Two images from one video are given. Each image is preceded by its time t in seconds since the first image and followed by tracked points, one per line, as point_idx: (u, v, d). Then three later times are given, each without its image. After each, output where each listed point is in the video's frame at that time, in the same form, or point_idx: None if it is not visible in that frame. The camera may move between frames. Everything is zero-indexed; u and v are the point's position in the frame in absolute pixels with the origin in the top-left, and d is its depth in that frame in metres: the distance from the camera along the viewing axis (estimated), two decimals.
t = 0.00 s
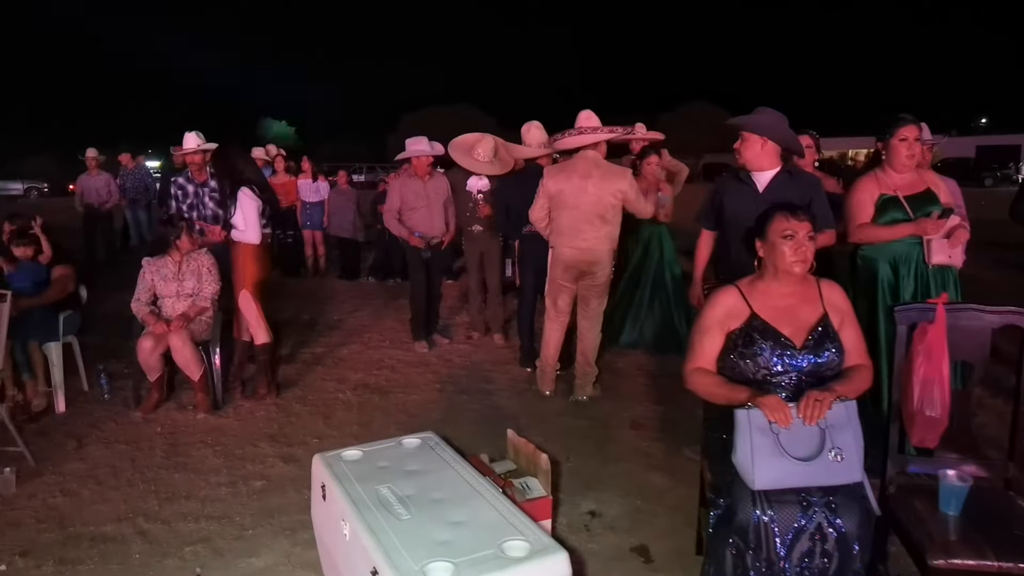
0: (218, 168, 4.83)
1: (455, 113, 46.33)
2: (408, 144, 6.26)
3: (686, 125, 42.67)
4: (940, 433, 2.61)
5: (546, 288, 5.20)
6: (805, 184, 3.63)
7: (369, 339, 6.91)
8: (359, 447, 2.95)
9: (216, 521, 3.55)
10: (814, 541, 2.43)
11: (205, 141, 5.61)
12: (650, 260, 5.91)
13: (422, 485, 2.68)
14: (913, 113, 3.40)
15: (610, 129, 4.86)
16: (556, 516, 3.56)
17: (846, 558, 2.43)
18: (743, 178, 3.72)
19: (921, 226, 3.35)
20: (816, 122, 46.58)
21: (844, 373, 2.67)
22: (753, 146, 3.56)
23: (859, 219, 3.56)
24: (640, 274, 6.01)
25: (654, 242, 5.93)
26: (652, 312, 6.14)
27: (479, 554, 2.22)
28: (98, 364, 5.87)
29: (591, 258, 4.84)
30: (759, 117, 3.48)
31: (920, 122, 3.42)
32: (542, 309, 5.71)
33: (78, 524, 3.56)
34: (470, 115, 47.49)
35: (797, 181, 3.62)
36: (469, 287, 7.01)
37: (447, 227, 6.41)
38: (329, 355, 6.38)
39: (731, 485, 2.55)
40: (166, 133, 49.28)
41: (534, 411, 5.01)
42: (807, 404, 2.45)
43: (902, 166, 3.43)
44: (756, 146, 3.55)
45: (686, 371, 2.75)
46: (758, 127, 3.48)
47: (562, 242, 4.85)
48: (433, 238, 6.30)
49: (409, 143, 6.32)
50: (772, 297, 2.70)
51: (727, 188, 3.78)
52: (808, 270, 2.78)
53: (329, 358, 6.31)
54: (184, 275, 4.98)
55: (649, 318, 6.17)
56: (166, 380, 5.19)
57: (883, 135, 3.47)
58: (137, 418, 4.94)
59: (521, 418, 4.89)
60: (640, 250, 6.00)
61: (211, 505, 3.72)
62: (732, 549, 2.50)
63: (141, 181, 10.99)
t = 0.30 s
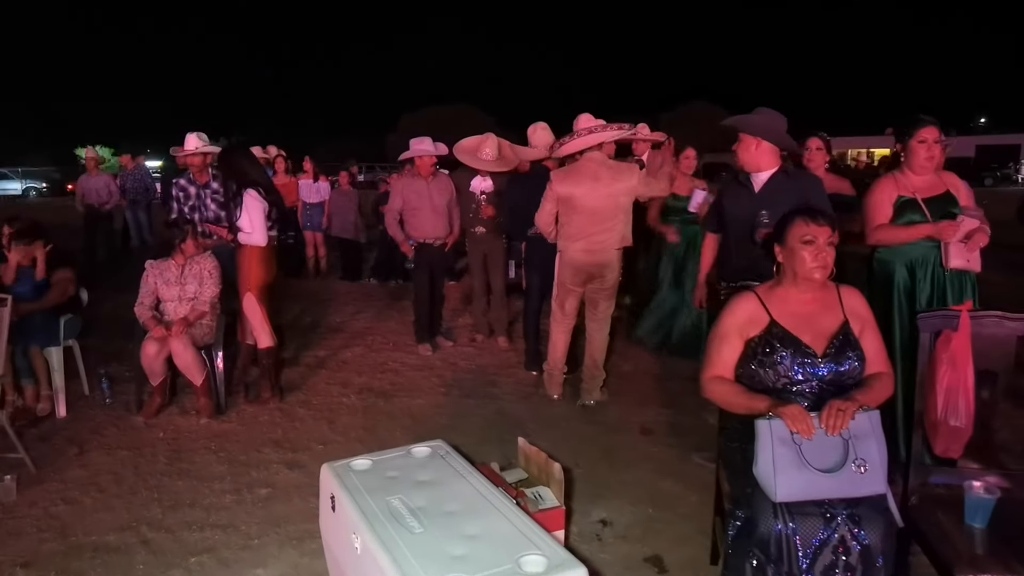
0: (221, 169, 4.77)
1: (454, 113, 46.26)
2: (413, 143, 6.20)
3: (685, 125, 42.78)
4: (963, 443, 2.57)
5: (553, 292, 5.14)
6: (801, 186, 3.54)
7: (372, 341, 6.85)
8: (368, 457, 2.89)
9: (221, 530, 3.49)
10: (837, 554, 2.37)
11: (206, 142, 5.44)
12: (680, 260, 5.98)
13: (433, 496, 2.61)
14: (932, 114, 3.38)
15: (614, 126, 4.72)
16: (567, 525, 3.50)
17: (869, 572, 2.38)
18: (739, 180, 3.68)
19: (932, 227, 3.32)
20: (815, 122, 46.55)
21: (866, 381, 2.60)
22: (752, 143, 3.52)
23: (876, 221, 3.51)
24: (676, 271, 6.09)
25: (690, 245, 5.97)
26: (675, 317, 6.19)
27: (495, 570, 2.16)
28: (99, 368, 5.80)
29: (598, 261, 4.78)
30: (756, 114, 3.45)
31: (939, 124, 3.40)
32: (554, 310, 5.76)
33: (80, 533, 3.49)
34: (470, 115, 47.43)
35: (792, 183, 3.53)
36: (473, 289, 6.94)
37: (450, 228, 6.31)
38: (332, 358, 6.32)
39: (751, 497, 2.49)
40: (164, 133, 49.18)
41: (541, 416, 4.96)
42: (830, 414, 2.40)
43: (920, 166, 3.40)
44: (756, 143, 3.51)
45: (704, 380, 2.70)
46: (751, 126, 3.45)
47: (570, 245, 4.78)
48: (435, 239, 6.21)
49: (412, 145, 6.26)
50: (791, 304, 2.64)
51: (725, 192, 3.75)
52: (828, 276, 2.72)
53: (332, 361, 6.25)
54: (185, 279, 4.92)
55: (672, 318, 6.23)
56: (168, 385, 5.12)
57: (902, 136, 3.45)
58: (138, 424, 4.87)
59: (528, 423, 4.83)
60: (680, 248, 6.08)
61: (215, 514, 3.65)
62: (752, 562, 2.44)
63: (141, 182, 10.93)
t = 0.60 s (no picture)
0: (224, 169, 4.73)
1: (453, 113, 46.18)
2: (416, 143, 6.15)
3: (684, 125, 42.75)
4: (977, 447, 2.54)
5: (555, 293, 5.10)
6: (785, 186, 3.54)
7: (373, 343, 6.81)
8: (373, 461, 2.85)
9: (224, 535, 3.45)
10: (850, 560, 2.34)
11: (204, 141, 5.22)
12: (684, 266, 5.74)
13: (440, 501, 2.57)
14: (945, 114, 3.35)
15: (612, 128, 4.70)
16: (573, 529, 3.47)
17: None
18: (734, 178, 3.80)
19: (944, 222, 3.31)
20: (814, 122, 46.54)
21: (878, 384, 2.57)
22: (745, 143, 3.55)
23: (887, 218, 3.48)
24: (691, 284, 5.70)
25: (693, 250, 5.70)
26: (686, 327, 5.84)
27: None
28: (98, 370, 5.76)
29: (601, 263, 4.75)
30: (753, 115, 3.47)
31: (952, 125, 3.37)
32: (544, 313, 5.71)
33: (81, 538, 3.46)
34: (469, 114, 47.35)
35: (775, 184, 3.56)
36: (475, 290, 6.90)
37: (451, 229, 6.29)
38: (334, 360, 6.28)
39: (763, 501, 2.46)
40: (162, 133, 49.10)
41: (544, 418, 4.92)
42: (843, 418, 2.37)
43: (932, 167, 3.36)
44: (748, 144, 3.54)
45: (714, 383, 2.66)
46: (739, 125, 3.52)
47: (574, 247, 4.74)
48: (436, 240, 6.18)
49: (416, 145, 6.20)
50: (803, 306, 2.61)
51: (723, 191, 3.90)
52: (838, 278, 2.69)
53: (333, 362, 6.21)
54: (185, 281, 4.89)
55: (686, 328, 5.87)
56: (169, 387, 5.08)
57: (913, 135, 3.42)
58: (139, 426, 4.83)
59: (531, 425, 4.80)
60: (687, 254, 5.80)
61: (218, 518, 3.61)
62: (764, 568, 2.41)
63: (140, 182, 10.89)
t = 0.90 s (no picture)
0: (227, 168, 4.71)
1: (451, 113, 46.12)
2: (416, 141, 6.13)
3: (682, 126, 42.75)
4: (989, 449, 2.52)
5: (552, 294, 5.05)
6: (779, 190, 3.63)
7: (374, 344, 6.78)
8: (379, 464, 2.82)
9: (226, 538, 3.43)
10: (863, 563, 2.32)
11: (202, 142, 5.14)
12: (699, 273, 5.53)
13: (448, 505, 2.55)
14: (954, 114, 3.35)
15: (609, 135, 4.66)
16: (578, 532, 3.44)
17: None
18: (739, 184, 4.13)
19: (954, 219, 3.28)
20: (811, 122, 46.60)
21: (889, 386, 2.55)
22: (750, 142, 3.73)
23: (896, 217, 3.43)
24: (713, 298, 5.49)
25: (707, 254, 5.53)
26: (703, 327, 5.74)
27: None
28: (97, 372, 5.72)
29: (604, 264, 4.72)
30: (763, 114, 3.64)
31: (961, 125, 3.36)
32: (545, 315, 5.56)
33: (82, 542, 3.42)
34: (467, 115, 47.31)
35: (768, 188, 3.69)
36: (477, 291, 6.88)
37: (450, 229, 6.26)
38: (334, 361, 6.26)
39: (774, 504, 2.45)
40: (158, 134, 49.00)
41: (547, 419, 4.90)
42: (855, 420, 2.34)
43: (940, 167, 3.36)
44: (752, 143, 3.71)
45: (723, 385, 2.64)
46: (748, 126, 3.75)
47: (575, 248, 4.71)
48: (436, 240, 6.15)
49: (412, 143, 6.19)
50: (812, 306, 2.59)
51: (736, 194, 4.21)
52: (848, 279, 2.67)
53: (334, 363, 6.18)
54: (184, 282, 4.85)
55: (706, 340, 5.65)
56: (169, 389, 5.05)
57: (921, 135, 3.41)
58: (139, 428, 4.80)
59: (535, 427, 4.77)
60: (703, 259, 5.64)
61: (220, 521, 3.58)
62: (775, 571, 2.39)
63: (138, 182, 10.84)
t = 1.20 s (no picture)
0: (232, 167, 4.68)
1: (449, 113, 46.07)
2: (417, 139, 6.08)
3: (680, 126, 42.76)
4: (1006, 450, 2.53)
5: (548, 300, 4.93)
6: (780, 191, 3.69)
7: (377, 344, 6.75)
8: (390, 466, 2.79)
9: (233, 541, 3.40)
10: (882, 566, 2.30)
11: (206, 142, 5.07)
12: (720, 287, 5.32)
13: (461, 508, 2.52)
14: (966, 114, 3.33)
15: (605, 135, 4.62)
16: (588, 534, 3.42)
17: None
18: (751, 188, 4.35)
19: (965, 216, 3.26)
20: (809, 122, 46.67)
21: (905, 387, 2.54)
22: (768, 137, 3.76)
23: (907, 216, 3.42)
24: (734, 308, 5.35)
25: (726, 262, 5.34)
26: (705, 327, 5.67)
27: None
28: (98, 373, 5.67)
29: (604, 264, 4.69)
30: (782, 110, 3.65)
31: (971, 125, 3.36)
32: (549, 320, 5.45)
33: (88, 545, 3.39)
34: (464, 115, 47.24)
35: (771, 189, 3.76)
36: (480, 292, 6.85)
37: (451, 230, 6.21)
38: (337, 361, 6.22)
39: (790, 505, 2.43)
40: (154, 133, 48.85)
41: (553, 420, 4.87)
42: (871, 421, 2.33)
43: (952, 167, 3.35)
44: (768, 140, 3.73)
45: (737, 386, 2.62)
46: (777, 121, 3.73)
47: (575, 248, 4.66)
48: (436, 240, 6.11)
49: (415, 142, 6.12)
50: (828, 307, 2.57)
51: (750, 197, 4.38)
52: (862, 279, 2.65)
53: (337, 364, 6.15)
54: (186, 284, 4.81)
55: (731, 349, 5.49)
56: (173, 390, 5.02)
57: (933, 134, 3.39)
58: (142, 430, 4.76)
59: (541, 428, 4.75)
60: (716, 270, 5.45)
61: (226, 524, 3.56)
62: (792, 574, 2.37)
63: (137, 182, 10.79)
